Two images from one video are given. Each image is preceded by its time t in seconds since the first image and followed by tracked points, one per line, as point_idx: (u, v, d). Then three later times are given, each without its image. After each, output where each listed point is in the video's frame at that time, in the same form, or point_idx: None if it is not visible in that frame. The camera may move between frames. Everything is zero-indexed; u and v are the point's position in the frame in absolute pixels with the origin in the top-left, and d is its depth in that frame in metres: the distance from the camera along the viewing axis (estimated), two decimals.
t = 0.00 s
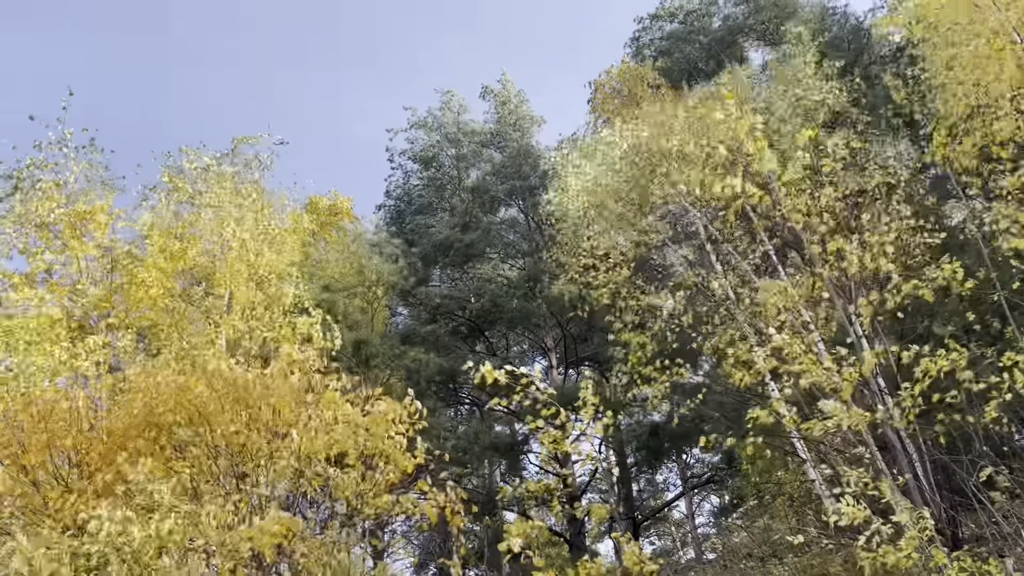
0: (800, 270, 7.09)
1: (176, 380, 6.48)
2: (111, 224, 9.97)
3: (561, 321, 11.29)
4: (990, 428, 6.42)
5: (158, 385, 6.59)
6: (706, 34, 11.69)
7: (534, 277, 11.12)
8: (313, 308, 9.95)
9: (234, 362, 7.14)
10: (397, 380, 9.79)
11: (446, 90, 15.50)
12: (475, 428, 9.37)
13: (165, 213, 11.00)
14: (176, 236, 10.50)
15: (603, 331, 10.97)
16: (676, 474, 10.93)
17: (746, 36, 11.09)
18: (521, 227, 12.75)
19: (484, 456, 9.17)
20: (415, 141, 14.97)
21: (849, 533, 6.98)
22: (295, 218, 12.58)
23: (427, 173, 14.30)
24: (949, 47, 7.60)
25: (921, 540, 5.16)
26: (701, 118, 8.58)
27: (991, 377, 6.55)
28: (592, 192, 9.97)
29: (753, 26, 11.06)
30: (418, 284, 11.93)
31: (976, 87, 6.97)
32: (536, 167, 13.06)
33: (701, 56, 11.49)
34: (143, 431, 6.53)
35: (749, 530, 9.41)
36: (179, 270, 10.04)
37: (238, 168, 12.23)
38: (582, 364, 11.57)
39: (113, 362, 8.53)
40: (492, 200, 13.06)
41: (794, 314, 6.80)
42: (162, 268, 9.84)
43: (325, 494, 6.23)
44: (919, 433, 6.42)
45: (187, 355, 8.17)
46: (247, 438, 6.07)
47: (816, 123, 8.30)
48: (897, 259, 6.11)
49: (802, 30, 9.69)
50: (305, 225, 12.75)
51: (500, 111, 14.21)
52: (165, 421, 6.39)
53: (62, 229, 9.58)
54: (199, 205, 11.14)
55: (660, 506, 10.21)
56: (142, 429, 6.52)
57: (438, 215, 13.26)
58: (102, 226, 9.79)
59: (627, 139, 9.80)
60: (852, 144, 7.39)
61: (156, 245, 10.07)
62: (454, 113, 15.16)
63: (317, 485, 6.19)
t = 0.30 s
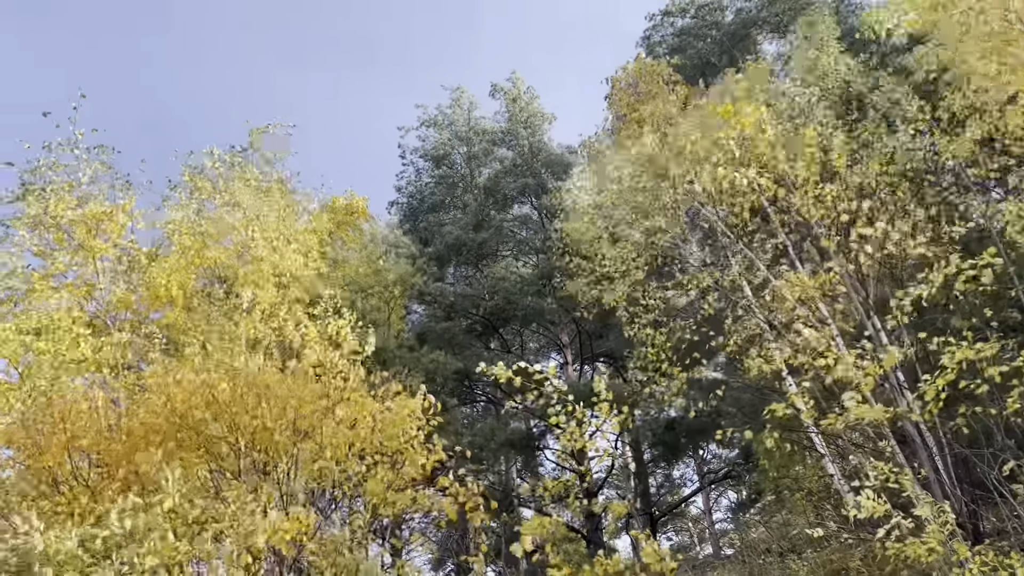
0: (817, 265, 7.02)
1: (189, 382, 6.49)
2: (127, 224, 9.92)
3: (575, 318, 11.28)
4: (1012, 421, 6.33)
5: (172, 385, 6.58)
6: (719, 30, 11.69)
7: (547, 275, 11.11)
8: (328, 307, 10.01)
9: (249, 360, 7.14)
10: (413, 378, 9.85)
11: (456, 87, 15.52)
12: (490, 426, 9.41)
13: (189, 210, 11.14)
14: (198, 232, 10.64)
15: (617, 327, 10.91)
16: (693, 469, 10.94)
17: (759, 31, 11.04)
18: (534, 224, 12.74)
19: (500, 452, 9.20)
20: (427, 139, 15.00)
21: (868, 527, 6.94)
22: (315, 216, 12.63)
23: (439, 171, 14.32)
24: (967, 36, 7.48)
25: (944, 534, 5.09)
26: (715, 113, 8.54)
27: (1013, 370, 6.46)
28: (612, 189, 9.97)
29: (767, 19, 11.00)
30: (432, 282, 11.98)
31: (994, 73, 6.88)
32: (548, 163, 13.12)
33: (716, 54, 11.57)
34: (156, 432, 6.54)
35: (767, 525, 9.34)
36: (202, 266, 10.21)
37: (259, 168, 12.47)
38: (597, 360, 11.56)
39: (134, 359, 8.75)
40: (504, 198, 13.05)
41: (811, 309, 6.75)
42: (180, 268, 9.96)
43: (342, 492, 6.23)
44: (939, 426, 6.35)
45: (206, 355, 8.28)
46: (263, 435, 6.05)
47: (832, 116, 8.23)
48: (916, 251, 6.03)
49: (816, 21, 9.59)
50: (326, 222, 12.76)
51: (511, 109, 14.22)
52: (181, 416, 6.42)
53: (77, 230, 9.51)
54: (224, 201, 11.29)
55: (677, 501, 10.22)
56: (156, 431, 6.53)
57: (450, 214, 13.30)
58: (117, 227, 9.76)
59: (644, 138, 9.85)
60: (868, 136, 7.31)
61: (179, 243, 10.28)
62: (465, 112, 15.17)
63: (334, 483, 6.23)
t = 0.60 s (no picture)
0: (834, 258, 6.95)
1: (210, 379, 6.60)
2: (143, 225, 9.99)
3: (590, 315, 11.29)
4: None
5: (191, 384, 6.68)
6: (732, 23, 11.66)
7: (562, 272, 11.09)
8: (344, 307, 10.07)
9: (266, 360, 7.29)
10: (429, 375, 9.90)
11: (468, 85, 15.54)
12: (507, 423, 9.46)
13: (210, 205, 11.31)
14: (217, 225, 10.82)
15: (632, 324, 10.89)
16: (710, 465, 10.97)
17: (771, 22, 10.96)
18: (547, 222, 12.77)
19: (517, 448, 9.26)
20: (439, 138, 15.06)
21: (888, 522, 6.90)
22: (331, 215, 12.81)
23: (452, 170, 14.35)
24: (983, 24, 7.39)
25: (965, 531, 5.05)
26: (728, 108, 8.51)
27: None
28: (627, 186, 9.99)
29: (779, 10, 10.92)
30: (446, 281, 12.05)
31: (1011, 61, 6.78)
32: (562, 162, 12.86)
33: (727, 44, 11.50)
34: (175, 429, 6.62)
35: (785, 521, 9.30)
36: (220, 266, 10.34)
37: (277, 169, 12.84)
38: (612, 357, 11.63)
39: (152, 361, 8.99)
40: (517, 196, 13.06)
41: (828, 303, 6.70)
42: (200, 267, 10.04)
43: (361, 489, 6.29)
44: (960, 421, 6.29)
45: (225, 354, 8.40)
46: (282, 432, 6.15)
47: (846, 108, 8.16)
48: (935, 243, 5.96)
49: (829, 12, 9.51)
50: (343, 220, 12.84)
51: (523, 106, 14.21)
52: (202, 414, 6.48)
53: (91, 231, 9.57)
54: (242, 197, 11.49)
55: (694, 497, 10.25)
56: (175, 428, 6.60)
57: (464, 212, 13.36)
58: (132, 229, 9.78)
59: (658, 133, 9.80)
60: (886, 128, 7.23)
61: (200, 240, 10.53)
62: (477, 110, 15.21)
63: (353, 480, 6.28)
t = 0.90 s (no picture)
0: (852, 251, 6.85)
1: (229, 379, 6.70)
2: (160, 224, 10.09)
3: (606, 311, 11.28)
4: None
5: (211, 385, 6.80)
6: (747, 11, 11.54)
7: (578, 268, 11.05)
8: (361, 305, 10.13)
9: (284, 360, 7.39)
10: (445, 371, 9.91)
11: (483, 82, 15.53)
12: (523, 420, 9.49)
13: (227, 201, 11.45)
14: (234, 223, 10.97)
15: (649, 320, 10.86)
16: (727, 461, 10.97)
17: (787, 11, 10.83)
18: (562, 217, 12.72)
19: (534, 445, 9.28)
20: (454, 135, 15.07)
21: (908, 517, 6.82)
22: (348, 213, 12.93)
23: (468, 166, 14.36)
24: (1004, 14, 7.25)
25: (989, 526, 4.96)
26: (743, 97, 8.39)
27: None
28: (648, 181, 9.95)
29: None
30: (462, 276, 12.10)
31: None
32: (575, 157, 13.09)
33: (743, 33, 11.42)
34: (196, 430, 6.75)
35: (803, 516, 9.26)
36: (237, 267, 10.32)
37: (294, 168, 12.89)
38: (627, 352, 11.72)
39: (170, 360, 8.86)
40: (532, 191, 12.98)
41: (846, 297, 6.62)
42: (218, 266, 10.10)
43: (377, 486, 6.34)
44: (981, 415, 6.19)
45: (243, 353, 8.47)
46: (297, 430, 6.21)
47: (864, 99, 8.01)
48: (955, 234, 5.86)
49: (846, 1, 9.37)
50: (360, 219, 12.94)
51: (537, 101, 14.15)
52: (221, 416, 6.67)
53: (109, 232, 9.75)
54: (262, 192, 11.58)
55: (711, 494, 10.22)
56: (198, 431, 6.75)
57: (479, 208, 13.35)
58: (148, 230, 9.91)
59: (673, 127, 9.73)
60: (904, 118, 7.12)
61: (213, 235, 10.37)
62: (491, 106, 15.20)
63: (369, 477, 6.32)
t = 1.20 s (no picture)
0: (870, 244, 6.78)
1: (242, 375, 6.68)
2: (181, 224, 10.01)
3: (621, 306, 11.31)
4: None
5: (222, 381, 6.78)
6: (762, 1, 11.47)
7: (594, 262, 11.08)
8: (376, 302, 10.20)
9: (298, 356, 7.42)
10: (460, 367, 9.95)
11: (502, 78, 15.54)
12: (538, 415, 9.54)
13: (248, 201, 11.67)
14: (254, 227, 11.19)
15: (664, 315, 10.88)
16: (743, 457, 10.96)
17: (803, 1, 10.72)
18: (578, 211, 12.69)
19: (549, 440, 9.30)
20: (471, 130, 15.09)
21: (926, 513, 6.76)
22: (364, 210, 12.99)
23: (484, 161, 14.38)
24: None
25: (1011, 521, 4.89)
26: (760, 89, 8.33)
27: None
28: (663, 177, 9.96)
29: None
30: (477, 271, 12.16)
31: None
32: (591, 151, 13.07)
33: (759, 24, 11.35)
34: (209, 427, 6.70)
35: (819, 511, 9.20)
36: (251, 266, 10.52)
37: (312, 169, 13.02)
38: (642, 348, 11.76)
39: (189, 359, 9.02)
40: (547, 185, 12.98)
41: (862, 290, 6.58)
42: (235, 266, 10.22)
43: (394, 485, 6.38)
44: (1001, 409, 6.12)
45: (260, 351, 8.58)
46: (314, 429, 6.20)
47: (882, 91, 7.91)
48: (974, 226, 5.78)
49: None
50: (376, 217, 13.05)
51: (553, 94, 14.12)
52: (237, 412, 6.62)
53: (133, 234, 9.79)
54: (281, 195, 11.75)
55: (727, 489, 10.21)
56: (211, 426, 6.74)
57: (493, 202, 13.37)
58: (170, 230, 9.88)
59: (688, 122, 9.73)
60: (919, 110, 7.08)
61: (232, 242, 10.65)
62: (509, 101, 15.19)
63: (385, 474, 6.36)
